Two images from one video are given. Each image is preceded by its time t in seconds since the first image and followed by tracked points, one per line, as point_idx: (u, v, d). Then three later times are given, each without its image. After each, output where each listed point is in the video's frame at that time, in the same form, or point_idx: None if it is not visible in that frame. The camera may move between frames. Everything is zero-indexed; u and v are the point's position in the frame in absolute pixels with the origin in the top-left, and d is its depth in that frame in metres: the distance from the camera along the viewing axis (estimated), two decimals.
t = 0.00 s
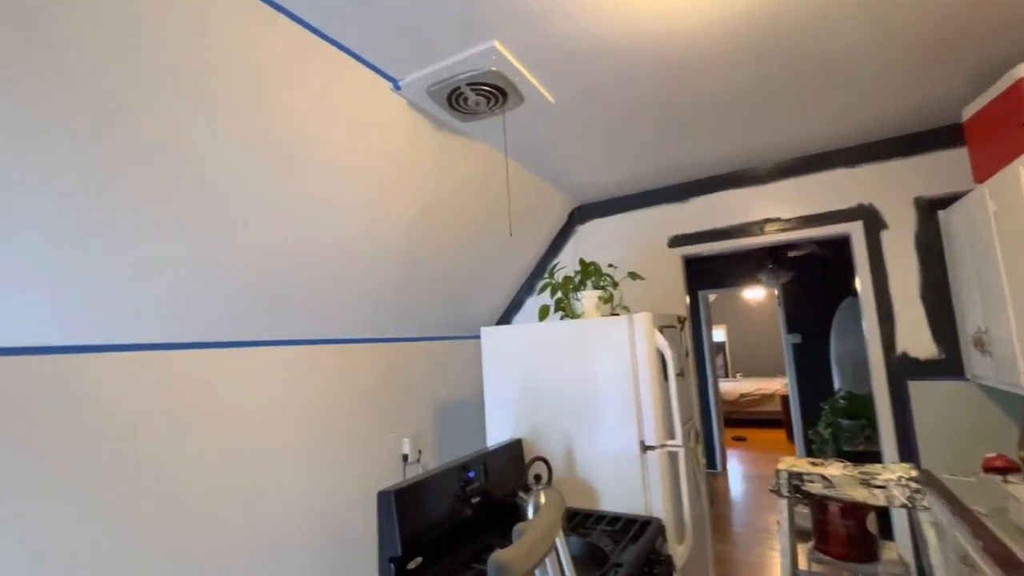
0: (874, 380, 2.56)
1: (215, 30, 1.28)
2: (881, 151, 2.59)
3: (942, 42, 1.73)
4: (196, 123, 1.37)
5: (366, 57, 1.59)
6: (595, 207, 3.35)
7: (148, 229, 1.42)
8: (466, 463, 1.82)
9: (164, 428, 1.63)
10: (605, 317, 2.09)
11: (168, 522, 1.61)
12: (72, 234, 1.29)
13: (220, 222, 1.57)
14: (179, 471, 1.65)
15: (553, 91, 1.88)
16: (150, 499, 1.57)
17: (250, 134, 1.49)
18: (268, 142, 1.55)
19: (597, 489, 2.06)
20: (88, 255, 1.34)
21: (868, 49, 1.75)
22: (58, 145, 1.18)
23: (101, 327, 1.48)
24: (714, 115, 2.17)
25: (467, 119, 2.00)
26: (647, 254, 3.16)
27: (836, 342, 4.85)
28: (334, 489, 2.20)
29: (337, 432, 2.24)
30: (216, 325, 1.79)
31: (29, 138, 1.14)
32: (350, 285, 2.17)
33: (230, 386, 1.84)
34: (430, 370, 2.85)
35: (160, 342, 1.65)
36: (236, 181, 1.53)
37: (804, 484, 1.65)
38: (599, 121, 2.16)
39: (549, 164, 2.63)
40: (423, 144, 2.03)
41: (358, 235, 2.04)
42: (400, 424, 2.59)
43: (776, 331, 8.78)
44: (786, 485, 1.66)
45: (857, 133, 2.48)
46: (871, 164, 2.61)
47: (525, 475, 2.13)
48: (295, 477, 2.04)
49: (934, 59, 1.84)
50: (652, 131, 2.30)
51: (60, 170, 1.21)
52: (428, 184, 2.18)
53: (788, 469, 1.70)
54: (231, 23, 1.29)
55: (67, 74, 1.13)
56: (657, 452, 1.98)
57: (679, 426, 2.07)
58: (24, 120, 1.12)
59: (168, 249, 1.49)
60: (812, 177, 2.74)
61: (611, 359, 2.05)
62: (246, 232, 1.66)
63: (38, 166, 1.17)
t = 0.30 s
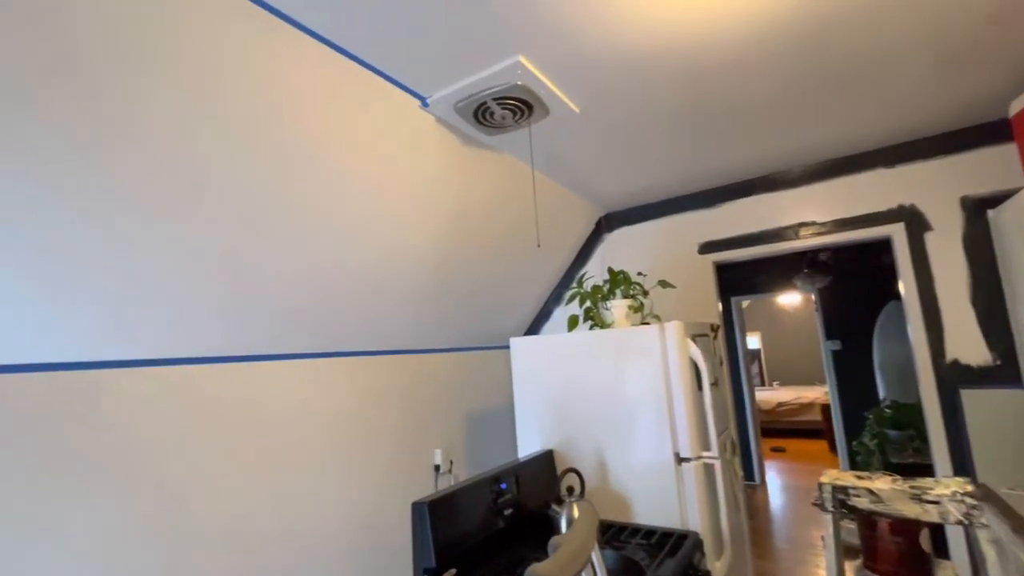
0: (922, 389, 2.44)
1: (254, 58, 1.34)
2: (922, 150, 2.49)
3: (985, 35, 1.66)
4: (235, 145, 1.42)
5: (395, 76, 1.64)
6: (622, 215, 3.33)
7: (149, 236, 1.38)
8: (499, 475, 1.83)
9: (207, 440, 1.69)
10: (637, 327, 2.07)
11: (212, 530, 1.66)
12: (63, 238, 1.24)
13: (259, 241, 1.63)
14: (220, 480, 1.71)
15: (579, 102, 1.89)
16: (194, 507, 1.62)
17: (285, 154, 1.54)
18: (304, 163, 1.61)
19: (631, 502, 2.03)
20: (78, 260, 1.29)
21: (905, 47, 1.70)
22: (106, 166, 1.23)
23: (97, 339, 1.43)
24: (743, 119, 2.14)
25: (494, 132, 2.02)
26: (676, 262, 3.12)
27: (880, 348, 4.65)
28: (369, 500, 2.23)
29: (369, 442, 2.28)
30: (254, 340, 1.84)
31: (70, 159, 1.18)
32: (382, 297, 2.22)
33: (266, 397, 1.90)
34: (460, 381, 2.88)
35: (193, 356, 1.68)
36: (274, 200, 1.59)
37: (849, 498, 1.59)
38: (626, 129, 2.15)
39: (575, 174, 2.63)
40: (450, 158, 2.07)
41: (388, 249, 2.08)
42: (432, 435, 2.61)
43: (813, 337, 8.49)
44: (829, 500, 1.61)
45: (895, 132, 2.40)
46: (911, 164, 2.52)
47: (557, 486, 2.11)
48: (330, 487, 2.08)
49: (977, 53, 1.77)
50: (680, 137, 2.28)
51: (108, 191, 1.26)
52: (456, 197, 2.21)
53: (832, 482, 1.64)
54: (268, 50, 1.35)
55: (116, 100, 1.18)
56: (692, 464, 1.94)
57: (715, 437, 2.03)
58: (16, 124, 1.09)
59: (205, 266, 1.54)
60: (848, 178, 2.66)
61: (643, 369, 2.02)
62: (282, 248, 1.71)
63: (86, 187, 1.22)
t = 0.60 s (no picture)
0: (969, 397, 2.33)
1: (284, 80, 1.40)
2: (961, 148, 2.40)
3: None
4: (265, 164, 1.48)
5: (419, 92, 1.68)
6: (647, 222, 3.30)
7: (160, 243, 1.39)
8: (528, 486, 1.82)
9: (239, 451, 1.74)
10: (665, 335, 2.04)
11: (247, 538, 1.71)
12: (74, 244, 1.25)
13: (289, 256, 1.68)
14: (253, 489, 1.76)
15: (601, 112, 1.89)
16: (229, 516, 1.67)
17: (313, 171, 1.60)
18: (332, 179, 1.66)
19: (662, 514, 1.99)
20: (78, 267, 1.28)
21: (938, 44, 1.65)
22: (142, 190, 1.30)
23: (100, 351, 1.41)
24: (769, 123, 2.10)
25: (517, 144, 2.04)
26: (704, 268, 3.08)
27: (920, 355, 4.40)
28: (397, 510, 2.25)
29: (396, 451, 2.30)
30: (284, 351, 1.90)
31: (104, 180, 1.24)
32: (409, 308, 2.26)
33: (295, 406, 1.95)
34: (486, 391, 2.88)
35: (221, 369, 1.73)
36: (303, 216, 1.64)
37: (894, 514, 1.52)
38: (649, 136, 2.14)
39: (599, 182, 2.63)
40: (473, 170, 2.09)
41: (414, 260, 2.12)
42: (459, 445, 2.63)
43: (851, 343, 8.20)
44: (873, 514, 1.55)
45: (933, 131, 2.31)
46: (950, 163, 2.43)
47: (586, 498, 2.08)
48: (359, 496, 2.11)
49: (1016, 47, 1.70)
50: (705, 143, 2.26)
51: (142, 212, 1.32)
52: (479, 208, 2.24)
53: (877, 496, 1.57)
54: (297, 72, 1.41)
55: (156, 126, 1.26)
56: (725, 476, 1.90)
57: (748, 448, 1.98)
58: (8, 119, 1.08)
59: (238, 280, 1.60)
60: (882, 179, 2.58)
61: (672, 378, 1.99)
62: (312, 261, 1.76)
63: (128, 209, 1.29)
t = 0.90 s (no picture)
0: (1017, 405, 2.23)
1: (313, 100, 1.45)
2: (998, 146, 2.32)
3: None
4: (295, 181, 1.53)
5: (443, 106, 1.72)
6: (670, 228, 3.27)
7: (193, 259, 1.45)
8: (555, 496, 1.81)
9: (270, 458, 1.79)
10: (692, 343, 2.01)
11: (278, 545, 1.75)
12: (111, 261, 1.31)
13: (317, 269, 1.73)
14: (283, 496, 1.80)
15: (622, 120, 1.89)
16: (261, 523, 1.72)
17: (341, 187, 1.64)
18: (358, 194, 1.70)
19: (692, 526, 1.96)
20: (108, 284, 1.33)
21: (970, 41, 1.61)
22: (177, 208, 1.36)
23: (125, 364, 1.45)
24: (795, 126, 2.08)
25: (539, 154, 2.05)
26: (730, 274, 3.03)
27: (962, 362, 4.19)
28: (424, 519, 2.27)
29: (422, 460, 2.32)
30: (312, 362, 1.95)
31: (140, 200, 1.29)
32: (433, 318, 2.29)
33: (323, 415, 1.99)
34: (511, 400, 2.89)
35: (248, 381, 1.78)
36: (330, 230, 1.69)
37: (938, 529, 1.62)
38: (672, 143, 2.13)
39: (621, 189, 2.62)
40: (495, 181, 2.12)
41: (438, 271, 2.15)
42: (485, 454, 2.63)
43: (886, 349, 7.91)
44: (916, 529, 1.64)
45: (968, 130, 2.25)
46: (987, 161, 2.35)
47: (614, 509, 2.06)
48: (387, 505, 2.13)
49: None
50: (729, 148, 2.24)
51: (176, 229, 1.38)
52: (502, 218, 2.26)
53: (919, 512, 1.69)
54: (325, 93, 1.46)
55: (190, 146, 1.31)
56: (757, 487, 1.86)
57: (780, 458, 1.94)
58: (53, 147, 1.14)
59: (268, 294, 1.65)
60: (914, 180, 2.51)
61: (701, 386, 1.96)
62: (339, 273, 1.81)
63: (161, 226, 1.35)
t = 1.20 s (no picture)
0: None
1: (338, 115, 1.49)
2: None
3: None
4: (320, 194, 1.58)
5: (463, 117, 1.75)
6: (693, 232, 3.23)
7: (225, 273, 1.51)
8: (581, 505, 1.80)
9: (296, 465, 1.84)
10: (718, 350, 1.98)
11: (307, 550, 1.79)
12: (148, 276, 1.38)
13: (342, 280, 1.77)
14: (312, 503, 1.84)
15: (642, 126, 1.89)
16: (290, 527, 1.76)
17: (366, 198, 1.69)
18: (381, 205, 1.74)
19: (721, 536, 1.92)
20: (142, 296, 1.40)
21: (1001, 38, 1.57)
22: (209, 224, 1.42)
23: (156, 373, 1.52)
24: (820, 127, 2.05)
25: (560, 162, 2.05)
26: (755, 278, 2.98)
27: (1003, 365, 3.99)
28: (449, 525, 2.28)
29: (446, 467, 2.34)
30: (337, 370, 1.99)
31: (174, 216, 1.35)
32: (456, 325, 2.31)
33: (349, 422, 2.03)
34: (534, 407, 2.89)
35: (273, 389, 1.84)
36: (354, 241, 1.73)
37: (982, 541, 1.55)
38: (693, 147, 2.12)
39: (641, 195, 2.61)
40: (515, 190, 2.14)
41: (460, 279, 2.18)
42: (508, 462, 2.63)
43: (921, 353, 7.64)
44: (958, 541, 1.58)
45: (1003, 127, 2.18)
46: None
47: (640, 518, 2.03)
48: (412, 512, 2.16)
49: None
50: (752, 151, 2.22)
51: (207, 242, 1.44)
52: (522, 226, 2.27)
53: (960, 522, 1.62)
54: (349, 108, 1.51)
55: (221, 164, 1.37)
56: (788, 496, 1.82)
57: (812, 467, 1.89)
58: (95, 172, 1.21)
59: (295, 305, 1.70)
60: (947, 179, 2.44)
61: (728, 393, 1.93)
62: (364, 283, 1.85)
63: (192, 241, 1.41)
